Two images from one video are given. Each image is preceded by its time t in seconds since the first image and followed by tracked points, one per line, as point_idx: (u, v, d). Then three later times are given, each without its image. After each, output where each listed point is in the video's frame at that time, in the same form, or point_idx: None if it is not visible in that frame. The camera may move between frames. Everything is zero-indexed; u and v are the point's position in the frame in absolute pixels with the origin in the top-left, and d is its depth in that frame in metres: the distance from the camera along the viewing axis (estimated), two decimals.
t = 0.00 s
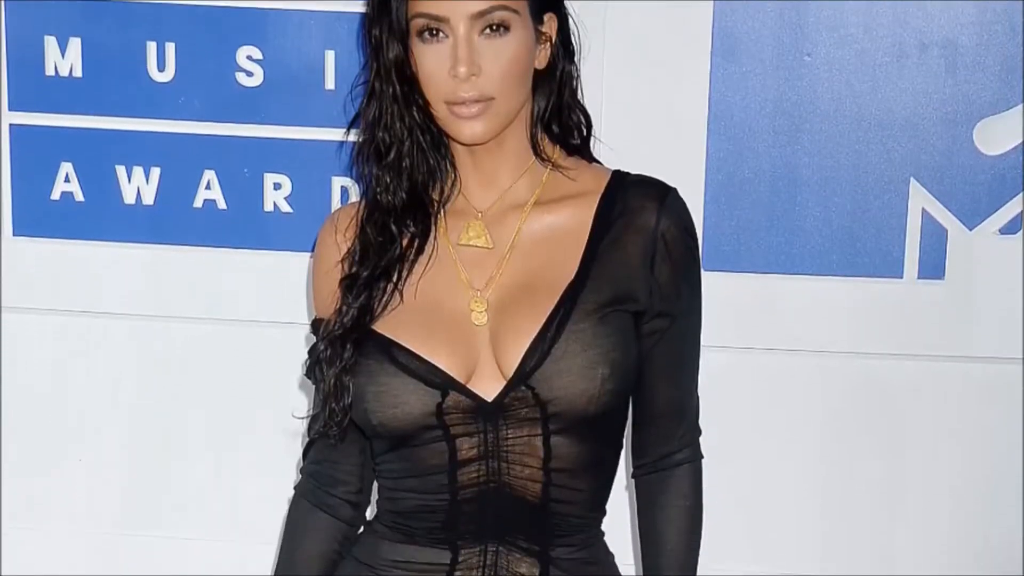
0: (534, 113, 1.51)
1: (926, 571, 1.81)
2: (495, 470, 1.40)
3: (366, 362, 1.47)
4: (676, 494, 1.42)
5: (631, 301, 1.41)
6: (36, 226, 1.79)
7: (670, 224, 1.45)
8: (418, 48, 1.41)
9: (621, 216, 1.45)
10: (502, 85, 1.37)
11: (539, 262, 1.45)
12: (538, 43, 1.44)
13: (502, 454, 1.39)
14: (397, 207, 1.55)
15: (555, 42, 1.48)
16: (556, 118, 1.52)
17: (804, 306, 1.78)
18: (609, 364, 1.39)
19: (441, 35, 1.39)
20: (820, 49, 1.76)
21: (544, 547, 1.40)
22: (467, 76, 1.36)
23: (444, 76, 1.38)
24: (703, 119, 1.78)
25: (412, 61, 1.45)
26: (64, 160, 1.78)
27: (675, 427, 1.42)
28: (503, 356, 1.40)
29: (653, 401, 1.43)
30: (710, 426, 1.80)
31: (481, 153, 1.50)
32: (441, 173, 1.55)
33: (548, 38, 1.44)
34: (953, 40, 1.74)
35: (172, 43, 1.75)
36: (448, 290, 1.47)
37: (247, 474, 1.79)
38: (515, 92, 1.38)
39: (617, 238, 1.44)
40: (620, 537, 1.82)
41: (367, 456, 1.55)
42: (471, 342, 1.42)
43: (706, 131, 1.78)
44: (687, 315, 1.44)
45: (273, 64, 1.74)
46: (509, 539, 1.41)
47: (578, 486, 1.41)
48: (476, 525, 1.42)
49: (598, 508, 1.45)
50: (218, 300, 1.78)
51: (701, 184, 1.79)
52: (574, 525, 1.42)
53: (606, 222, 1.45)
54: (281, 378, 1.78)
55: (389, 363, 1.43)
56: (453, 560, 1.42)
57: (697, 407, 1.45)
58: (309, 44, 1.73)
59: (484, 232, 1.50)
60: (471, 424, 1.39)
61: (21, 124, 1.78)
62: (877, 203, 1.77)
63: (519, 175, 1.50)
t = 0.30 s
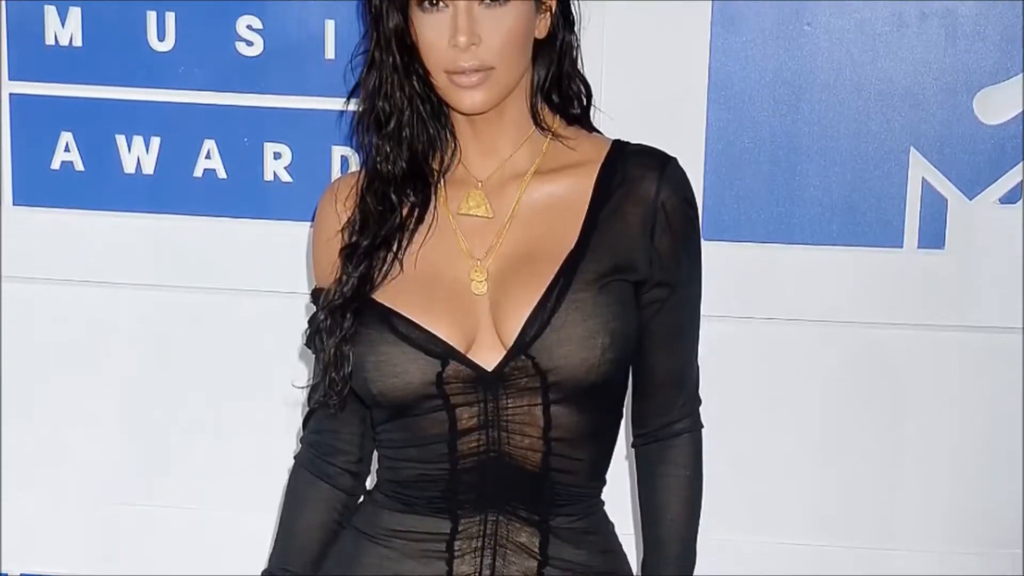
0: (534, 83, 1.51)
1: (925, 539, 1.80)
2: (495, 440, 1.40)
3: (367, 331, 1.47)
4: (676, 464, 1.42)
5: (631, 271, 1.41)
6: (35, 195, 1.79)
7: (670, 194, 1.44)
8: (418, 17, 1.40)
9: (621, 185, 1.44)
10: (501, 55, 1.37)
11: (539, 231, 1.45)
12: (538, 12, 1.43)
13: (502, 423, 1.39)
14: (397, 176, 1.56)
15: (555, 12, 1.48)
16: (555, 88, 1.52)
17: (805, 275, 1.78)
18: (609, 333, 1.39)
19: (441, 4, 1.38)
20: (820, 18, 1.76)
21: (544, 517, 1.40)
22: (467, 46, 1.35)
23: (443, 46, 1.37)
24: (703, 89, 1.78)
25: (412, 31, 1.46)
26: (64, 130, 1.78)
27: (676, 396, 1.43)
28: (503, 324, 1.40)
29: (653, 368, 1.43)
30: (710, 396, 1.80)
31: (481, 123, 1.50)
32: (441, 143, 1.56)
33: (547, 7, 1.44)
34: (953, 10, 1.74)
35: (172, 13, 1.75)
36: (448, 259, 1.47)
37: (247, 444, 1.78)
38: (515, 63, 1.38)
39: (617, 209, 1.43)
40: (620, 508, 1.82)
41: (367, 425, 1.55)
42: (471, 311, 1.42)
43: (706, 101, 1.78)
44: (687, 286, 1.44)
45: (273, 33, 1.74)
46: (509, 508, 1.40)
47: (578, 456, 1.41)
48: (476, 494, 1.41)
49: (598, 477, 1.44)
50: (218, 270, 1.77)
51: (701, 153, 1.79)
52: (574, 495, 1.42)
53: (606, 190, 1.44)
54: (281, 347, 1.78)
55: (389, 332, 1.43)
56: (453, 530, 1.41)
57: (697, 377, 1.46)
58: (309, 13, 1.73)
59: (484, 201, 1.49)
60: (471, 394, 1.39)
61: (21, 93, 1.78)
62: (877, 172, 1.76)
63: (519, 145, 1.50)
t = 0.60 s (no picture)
0: (534, 52, 1.50)
1: (925, 508, 1.80)
2: (495, 409, 1.39)
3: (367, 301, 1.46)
4: (675, 434, 1.41)
5: (631, 241, 1.39)
6: (35, 164, 1.79)
7: (670, 163, 1.43)
8: None
9: (621, 154, 1.43)
10: (502, 23, 1.34)
11: (539, 200, 1.44)
12: None
13: (502, 393, 1.39)
14: (397, 145, 1.55)
15: None
16: (555, 58, 1.51)
17: (805, 245, 1.78)
18: (609, 303, 1.38)
19: None
20: None
21: (544, 486, 1.40)
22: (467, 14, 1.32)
23: (443, 14, 1.34)
24: (703, 58, 1.78)
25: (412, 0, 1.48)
26: (64, 99, 1.78)
27: (676, 365, 1.41)
28: (503, 293, 1.39)
29: (653, 337, 1.41)
30: (710, 365, 1.80)
31: (481, 92, 1.49)
32: (441, 113, 1.56)
33: None
34: None
35: None
36: (448, 228, 1.46)
37: (247, 413, 1.78)
38: (515, 30, 1.35)
39: (617, 178, 1.42)
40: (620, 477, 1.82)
41: (368, 394, 1.54)
42: (471, 281, 1.41)
43: (706, 71, 1.78)
44: (687, 256, 1.42)
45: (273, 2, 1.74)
46: (509, 478, 1.40)
47: (578, 426, 1.41)
48: (476, 464, 1.40)
49: (599, 446, 1.44)
50: (218, 239, 1.77)
51: (701, 123, 1.79)
52: (574, 464, 1.41)
53: (606, 159, 1.43)
54: (281, 316, 1.78)
55: (389, 302, 1.42)
56: (453, 499, 1.41)
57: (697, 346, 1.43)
58: None
59: (484, 171, 1.49)
60: (471, 363, 1.38)
61: (21, 62, 1.78)
62: (877, 142, 1.76)
63: (519, 114, 1.49)
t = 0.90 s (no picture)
0: (534, 21, 1.50)
1: (925, 478, 1.79)
2: (495, 378, 1.40)
3: (367, 271, 1.46)
4: (675, 403, 1.40)
5: (631, 210, 1.39)
6: (35, 134, 1.79)
7: (670, 132, 1.42)
8: None
9: (622, 123, 1.42)
10: None
11: (539, 169, 1.44)
12: None
13: (502, 362, 1.39)
14: (397, 115, 1.56)
15: None
16: (556, 27, 1.51)
17: (805, 215, 1.78)
18: (609, 273, 1.38)
19: None
20: None
21: (543, 456, 1.40)
22: None
23: None
24: (703, 27, 1.78)
25: None
26: (63, 69, 1.78)
27: (675, 334, 1.41)
28: (504, 263, 1.39)
29: (655, 306, 1.40)
30: (710, 335, 1.80)
31: (480, 62, 1.50)
32: (441, 82, 1.56)
33: None
34: None
35: None
36: (448, 197, 1.46)
37: (246, 382, 1.78)
38: None
39: (617, 147, 1.41)
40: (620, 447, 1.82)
41: (368, 363, 1.55)
42: (471, 250, 1.41)
43: (706, 40, 1.78)
44: (687, 225, 1.41)
45: None
46: (509, 447, 1.40)
47: (579, 395, 1.41)
48: (476, 433, 1.41)
49: (600, 415, 1.44)
50: (218, 208, 1.77)
51: (701, 93, 1.79)
52: (574, 434, 1.41)
53: (606, 128, 1.43)
54: (281, 286, 1.78)
55: (390, 272, 1.43)
56: (454, 468, 1.41)
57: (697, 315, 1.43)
58: None
59: (484, 140, 1.49)
60: (471, 333, 1.39)
61: (21, 32, 1.78)
62: (877, 111, 1.76)
63: (519, 84, 1.49)
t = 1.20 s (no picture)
0: None
1: (925, 448, 1.79)
2: (495, 348, 1.40)
3: (367, 240, 1.47)
4: (675, 372, 1.40)
5: (631, 179, 1.39)
6: (35, 104, 1.79)
7: (670, 102, 1.42)
8: None
9: (621, 93, 1.42)
10: None
11: (539, 139, 1.44)
12: None
13: (502, 331, 1.39)
14: (397, 85, 1.56)
15: None
16: None
17: (805, 186, 1.78)
18: (609, 242, 1.38)
19: None
20: None
21: (544, 426, 1.40)
22: None
23: None
24: None
25: None
26: (63, 38, 1.77)
27: (675, 304, 1.40)
28: (504, 233, 1.40)
29: (654, 276, 1.40)
30: (710, 306, 1.80)
31: (480, 32, 1.49)
32: (442, 52, 1.56)
33: None
34: None
35: None
36: (448, 167, 1.47)
37: (246, 352, 1.78)
38: None
39: (617, 116, 1.41)
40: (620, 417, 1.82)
41: (368, 333, 1.55)
42: (471, 219, 1.42)
43: (706, 10, 1.78)
44: (687, 195, 1.41)
45: None
46: (509, 417, 1.41)
47: (579, 364, 1.41)
48: (475, 402, 1.42)
49: (600, 385, 1.45)
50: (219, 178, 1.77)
51: (701, 63, 1.79)
52: (574, 404, 1.42)
53: (606, 98, 1.42)
54: (281, 256, 1.78)
55: (390, 241, 1.43)
56: (453, 438, 1.42)
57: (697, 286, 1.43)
58: None
59: (484, 110, 1.49)
60: (471, 303, 1.39)
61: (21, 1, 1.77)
62: (877, 81, 1.76)
63: (519, 54, 1.49)
